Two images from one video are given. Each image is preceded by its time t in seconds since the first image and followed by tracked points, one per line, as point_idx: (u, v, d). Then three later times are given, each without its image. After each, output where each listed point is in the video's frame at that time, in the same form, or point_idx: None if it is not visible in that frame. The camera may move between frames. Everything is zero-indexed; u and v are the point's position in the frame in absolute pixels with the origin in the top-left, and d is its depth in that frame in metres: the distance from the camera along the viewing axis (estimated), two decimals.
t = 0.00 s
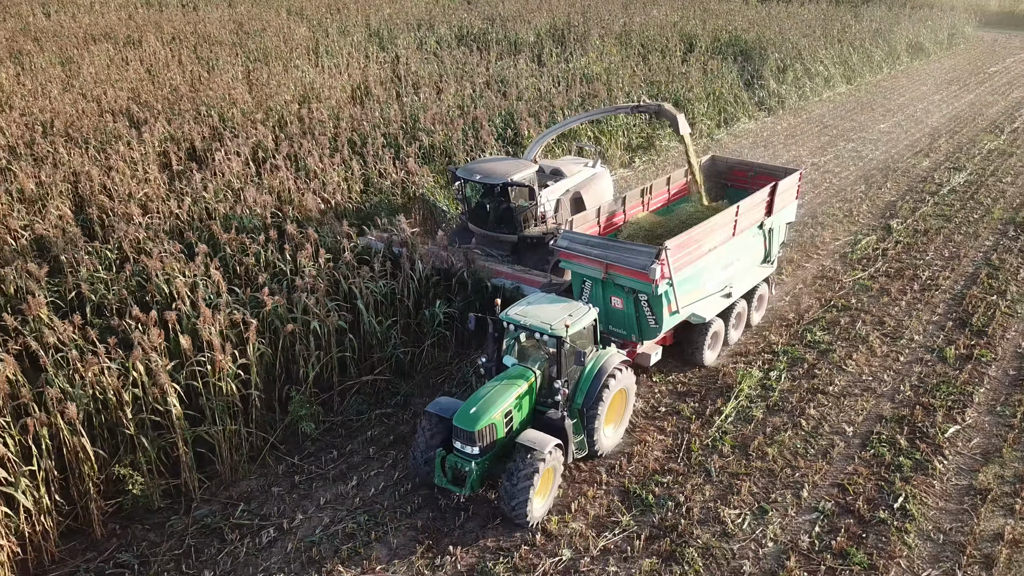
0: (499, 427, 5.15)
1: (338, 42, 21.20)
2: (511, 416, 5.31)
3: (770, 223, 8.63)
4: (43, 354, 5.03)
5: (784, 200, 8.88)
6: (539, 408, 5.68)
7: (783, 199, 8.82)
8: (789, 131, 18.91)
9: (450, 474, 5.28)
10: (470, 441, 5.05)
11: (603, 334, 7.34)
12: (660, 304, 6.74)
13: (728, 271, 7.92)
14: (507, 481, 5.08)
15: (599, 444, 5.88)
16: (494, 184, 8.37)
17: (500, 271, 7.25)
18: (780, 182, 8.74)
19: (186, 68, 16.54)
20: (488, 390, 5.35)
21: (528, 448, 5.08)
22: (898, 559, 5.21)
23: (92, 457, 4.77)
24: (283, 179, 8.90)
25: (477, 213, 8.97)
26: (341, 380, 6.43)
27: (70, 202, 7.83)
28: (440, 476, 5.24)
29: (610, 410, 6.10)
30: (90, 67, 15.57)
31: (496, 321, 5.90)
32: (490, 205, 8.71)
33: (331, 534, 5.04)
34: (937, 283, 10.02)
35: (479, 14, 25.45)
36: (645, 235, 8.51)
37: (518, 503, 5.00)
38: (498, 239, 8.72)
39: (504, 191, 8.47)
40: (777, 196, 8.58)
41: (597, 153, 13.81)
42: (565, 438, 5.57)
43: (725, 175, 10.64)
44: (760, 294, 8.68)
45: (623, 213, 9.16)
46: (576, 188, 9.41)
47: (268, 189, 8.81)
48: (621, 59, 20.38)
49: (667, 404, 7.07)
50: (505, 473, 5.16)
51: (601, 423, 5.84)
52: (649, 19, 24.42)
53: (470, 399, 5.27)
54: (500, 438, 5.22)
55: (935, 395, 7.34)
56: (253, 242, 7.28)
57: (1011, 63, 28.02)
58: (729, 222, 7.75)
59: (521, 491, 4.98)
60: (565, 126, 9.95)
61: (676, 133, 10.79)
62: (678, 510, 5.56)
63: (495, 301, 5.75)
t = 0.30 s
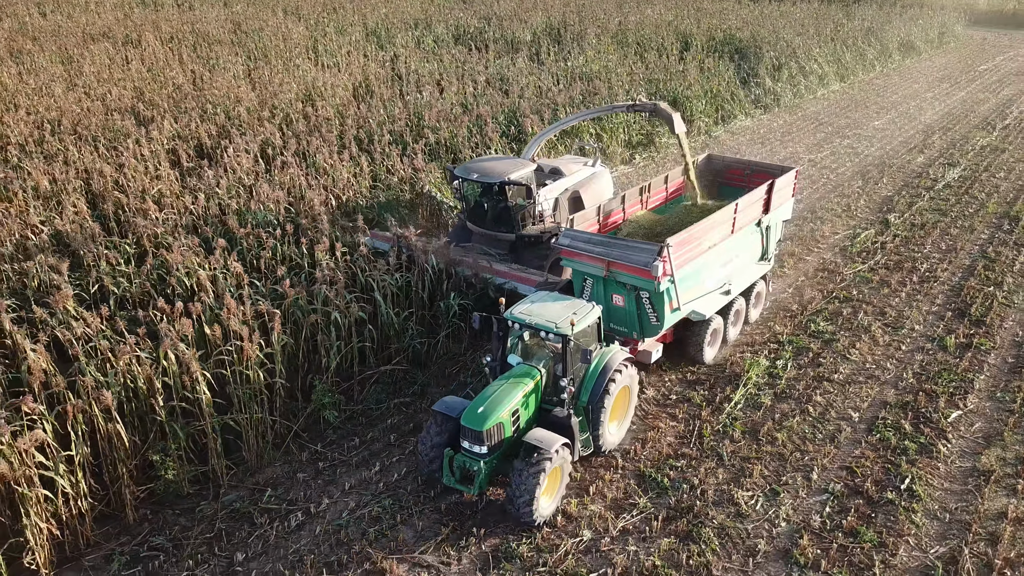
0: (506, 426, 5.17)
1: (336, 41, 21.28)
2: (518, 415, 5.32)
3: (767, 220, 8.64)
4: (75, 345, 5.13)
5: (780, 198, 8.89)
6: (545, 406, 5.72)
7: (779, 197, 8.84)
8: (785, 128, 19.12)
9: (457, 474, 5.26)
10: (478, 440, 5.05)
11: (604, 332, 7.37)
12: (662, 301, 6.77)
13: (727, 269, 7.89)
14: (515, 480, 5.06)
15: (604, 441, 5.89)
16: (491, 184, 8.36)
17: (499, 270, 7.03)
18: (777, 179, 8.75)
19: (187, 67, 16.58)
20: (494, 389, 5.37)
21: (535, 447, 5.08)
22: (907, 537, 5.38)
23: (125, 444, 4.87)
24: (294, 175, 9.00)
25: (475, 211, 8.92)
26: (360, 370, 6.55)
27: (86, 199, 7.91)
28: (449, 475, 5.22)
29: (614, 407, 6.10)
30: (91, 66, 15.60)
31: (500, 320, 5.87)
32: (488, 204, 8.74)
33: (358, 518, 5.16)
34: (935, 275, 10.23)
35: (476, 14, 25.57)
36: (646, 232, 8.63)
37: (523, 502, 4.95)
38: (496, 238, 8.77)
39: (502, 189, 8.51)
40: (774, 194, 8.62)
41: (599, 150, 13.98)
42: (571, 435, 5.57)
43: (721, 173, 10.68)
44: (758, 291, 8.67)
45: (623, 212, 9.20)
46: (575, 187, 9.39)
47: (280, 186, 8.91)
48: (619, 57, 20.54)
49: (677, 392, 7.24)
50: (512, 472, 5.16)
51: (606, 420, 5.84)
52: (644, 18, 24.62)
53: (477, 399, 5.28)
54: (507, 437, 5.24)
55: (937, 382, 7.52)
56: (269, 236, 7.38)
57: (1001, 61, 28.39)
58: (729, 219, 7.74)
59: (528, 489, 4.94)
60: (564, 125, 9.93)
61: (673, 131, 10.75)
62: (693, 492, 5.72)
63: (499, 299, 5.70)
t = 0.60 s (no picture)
0: (512, 424, 5.11)
1: (335, 40, 21.38)
2: (524, 412, 5.27)
3: (765, 218, 8.66)
4: (105, 335, 5.23)
5: (778, 196, 8.94)
6: (548, 404, 5.64)
7: (777, 195, 8.88)
8: (782, 125, 19.33)
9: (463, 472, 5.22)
10: (484, 438, 5.00)
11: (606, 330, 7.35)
12: (664, 300, 6.74)
13: (726, 267, 7.90)
14: (521, 479, 5.01)
15: (608, 438, 5.87)
16: (489, 182, 8.32)
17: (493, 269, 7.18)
18: (775, 177, 8.77)
19: (188, 66, 16.63)
20: (499, 387, 5.31)
21: (540, 445, 5.03)
22: (914, 517, 5.54)
23: (155, 431, 4.98)
24: (304, 171, 9.10)
25: (473, 209, 8.97)
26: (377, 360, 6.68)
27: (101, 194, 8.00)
28: (454, 474, 5.18)
29: (617, 405, 6.10)
30: (93, 66, 15.65)
31: (503, 318, 5.83)
32: (485, 203, 8.74)
33: (382, 502, 5.29)
34: (933, 268, 10.43)
35: (472, 13, 25.69)
36: (646, 230, 8.79)
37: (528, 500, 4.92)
38: (493, 236, 8.78)
39: (499, 187, 8.48)
40: (772, 192, 8.64)
41: (599, 148, 14.14)
42: (576, 433, 5.56)
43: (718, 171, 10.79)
44: (756, 288, 8.67)
45: (623, 210, 9.23)
46: (573, 186, 9.47)
47: (290, 182, 9.01)
48: (616, 56, 20.70)
49: (686, 380, 7.41)
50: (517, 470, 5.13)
51: (610, 418, 5.84)
52: (640, 17, 24.81)
53: (482, 397, 5.22)
54: (513, 436, 5.18)
55: (939, 369, 7.71)
56: (283, 231, 7.48)
57: (992, 59, 28.74)
58: (728, 217, 7.73)
59: (534, 487, 4.92)
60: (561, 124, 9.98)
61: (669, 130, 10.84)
62: (706, 476, 5.87)
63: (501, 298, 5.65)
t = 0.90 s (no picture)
0: (515, 422, 5.08)
1: (333, 39, 21.46)
2: (526, 411, 5.25)
3: (762, 217, 8.73)
4: (131, 325, 5.34)
5: (774, 194, 9.04)
6: (551, 403, 5.60)
7: (773, 193, 8.98)
8: (777, 123, 19.53)
9: (466, 471, 5.19)
10: (487, 436, 4.96)
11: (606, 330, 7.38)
12: (665, 298, 6.79)
13: (724, 265, 7.94)
14: (523, 477, 4.99)
15: (610, 437, 5.84)
16: (483, 182, 8.26)
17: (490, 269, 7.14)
18: (770, 176, 8.85)
19: (188, 65, 16.66)
20: (502, 386, 5.29)
21: (543, 444, 5.01)
22: (918, 498, 5.72)
23: (183, 419, 5.09)
24: (313, 168, 9.19)
25: (470, 209, 8.89)
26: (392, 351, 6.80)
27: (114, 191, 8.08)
28: (457, 472, 5.14)
29: (619, 404, 6.07)
30: (94, 65, 15.67)
31: (506, 317, 5.82)
32: (481, 202, 8.64)
33: (403, 487, 5.41)
34: (930, 260, 10.63)
35: (468, 12, 25.78)
36: (645, 229, 8.98)
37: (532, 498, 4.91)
38: (489, 236, 8.67)
39: (494, 187, 8.38)
40: (768, 191, 8.72)
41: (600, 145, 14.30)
42: (578, 433, 5.54)
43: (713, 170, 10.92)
44: (752, 286, 8.71)
45: (621, 209, 9.28)
46: (570, 186, 9.53)
47: (299, 178, 9.10)
48: (613, 54, 20.85)
49: (694, 370, 7.57)
50: (519, 469, 5.09)
51: (612, 417, 5.81)
52: (635, 16, 24.97)
53: (485, 395, 5.19)
54: (516, 434, 5.15)
55: (939, 358, 7.89)
56: (295, 226, 7.58)
57: (982, 57, 29.09)
58: (726, 216, 7.78)
59: (537, 485, 4.90)
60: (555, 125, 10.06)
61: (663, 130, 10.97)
62: (716, 460, 6.03)
63: (504, 296, 5.63)
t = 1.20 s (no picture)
0: (515, 422, 5.03)
1: (330, 38, 21.52)
2: (527, 411, 5.20)
3: (758, 215, 8.72)
4: (154, 317, 5.43)
5: (770, 192, 9.06)
6: (552, 403, 5.58)
7: (768, 191, 9.00)
8: (772, 120, 19.74)
9: (466, 471, 5.14)
10: (488, 437, 4.91)
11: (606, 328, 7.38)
12: (664, 297, 6.78)
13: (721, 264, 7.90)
14: (524, 478, 4.94)
15: (611, 437, 5.81)
16: (479, 181, 8.32)
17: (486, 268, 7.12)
18: (766, 175, 8.87)
19: (187, 63, 16.69)
20: (502, 385, 5.23)
21: (544, 444, 4.97)
22: (921, 481, 5.88)
23: (207, 408, 5.20)
24: (319, 164, 9.28)
25: (466, 210, 8.91)
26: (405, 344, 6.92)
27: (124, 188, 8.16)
28: (457, 472, 5.10)
29: (619, 402, 6.03)
30: (93, 65, 15.69)
31: (506, 317, 5.79)
32: (478, 201, 8.69)
33: (422, 474, 5.53)
34: (926, 253, 10.82)
35: (463, 12, 25.89)
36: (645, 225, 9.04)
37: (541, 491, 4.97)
38: (485, 235, 8.68)
39: (490, 186, 8.44)
40: (764, 189, 8.72)
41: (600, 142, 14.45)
42: (578, 432, 5.51)
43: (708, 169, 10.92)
44: (749, 285, 8.68)
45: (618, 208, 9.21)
46: (565, 186, 9.38)
47: (306, 175, 9.20)
48: (609, 53, 21.02)
49: (699, 360, 7.73)
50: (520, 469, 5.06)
51: (612, 416, 5.78)
52: (629, 15, 25.15)
53: (485, 395, 5.14)
54: (517, 434, 5.10)
55: (937, 347, 8.07)
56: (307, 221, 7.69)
57: (971, 56, 29.44)
58: (723, 214, 7.74)
59: (538, 485, 4.86)
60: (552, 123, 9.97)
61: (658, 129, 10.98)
62: (725, 446, 6.18)
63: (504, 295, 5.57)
